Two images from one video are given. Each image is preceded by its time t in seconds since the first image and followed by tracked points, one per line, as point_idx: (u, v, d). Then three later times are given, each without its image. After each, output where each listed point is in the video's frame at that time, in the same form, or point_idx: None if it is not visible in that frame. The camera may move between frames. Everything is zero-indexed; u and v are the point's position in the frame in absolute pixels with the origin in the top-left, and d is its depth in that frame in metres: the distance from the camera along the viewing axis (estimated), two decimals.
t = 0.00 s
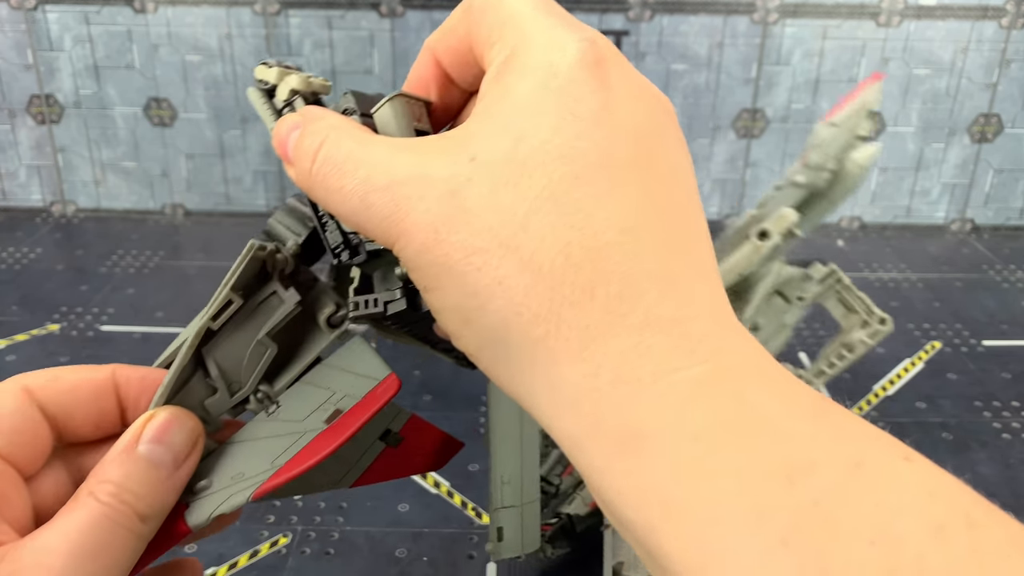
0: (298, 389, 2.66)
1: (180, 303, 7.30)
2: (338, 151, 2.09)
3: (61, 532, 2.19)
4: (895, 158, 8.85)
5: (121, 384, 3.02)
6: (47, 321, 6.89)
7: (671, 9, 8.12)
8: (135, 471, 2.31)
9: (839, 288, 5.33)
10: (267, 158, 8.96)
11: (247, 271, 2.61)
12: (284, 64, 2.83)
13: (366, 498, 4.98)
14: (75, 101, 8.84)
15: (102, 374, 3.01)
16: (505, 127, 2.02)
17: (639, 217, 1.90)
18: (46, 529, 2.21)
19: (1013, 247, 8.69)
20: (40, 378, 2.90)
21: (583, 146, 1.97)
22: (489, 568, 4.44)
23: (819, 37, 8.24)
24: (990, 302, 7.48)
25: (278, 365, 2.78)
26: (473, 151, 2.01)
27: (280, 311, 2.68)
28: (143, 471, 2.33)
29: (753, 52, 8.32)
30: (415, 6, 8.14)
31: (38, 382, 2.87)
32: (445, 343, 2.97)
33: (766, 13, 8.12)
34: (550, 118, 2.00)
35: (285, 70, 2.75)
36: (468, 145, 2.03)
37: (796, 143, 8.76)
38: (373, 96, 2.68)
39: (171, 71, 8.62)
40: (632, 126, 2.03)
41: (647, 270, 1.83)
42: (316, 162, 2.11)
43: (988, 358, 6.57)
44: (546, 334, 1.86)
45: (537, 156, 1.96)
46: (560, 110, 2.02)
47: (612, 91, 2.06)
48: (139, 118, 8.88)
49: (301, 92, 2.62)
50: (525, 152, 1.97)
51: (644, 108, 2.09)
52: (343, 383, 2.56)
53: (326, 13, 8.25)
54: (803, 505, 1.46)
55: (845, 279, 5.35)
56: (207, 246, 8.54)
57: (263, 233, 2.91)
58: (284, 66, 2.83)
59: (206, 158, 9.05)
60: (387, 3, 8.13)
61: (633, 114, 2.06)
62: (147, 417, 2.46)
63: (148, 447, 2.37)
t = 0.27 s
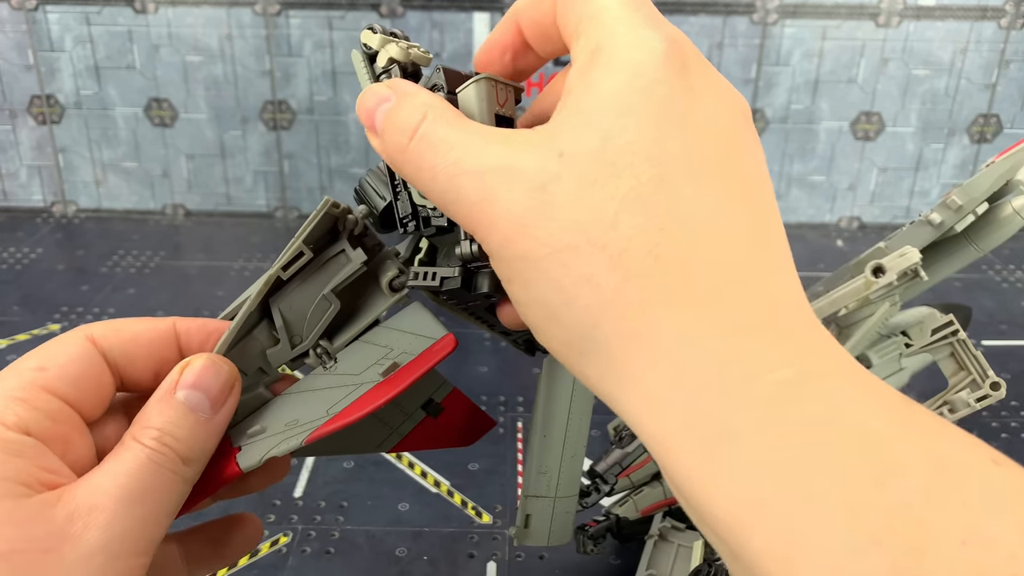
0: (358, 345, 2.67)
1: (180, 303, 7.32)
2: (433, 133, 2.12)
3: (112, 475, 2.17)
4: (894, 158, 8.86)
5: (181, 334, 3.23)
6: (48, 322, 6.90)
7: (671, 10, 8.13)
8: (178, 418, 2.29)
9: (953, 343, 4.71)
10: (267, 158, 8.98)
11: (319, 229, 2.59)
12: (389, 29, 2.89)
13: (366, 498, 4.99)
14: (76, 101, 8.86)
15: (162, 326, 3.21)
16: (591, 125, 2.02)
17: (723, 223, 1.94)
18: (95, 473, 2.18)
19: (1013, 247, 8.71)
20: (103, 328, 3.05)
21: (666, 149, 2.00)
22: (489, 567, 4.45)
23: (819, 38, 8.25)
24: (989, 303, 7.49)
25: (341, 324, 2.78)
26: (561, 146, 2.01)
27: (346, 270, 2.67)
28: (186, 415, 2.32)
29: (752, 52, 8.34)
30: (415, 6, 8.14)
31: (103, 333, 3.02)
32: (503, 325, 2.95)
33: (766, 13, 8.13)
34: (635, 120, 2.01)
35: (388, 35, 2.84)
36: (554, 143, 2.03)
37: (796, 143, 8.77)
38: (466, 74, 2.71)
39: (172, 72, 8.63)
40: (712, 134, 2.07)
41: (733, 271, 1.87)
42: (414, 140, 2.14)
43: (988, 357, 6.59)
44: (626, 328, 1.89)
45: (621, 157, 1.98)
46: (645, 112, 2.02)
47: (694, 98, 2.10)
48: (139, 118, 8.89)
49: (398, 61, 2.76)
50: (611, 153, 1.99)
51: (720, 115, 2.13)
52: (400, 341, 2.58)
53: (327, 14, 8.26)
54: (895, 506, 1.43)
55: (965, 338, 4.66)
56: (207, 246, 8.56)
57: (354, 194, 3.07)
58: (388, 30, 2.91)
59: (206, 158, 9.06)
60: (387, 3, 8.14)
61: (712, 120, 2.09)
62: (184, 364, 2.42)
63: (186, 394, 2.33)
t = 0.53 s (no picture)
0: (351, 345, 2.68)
1: (180, 303, 7.32)
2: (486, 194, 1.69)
3: (111, 477, 2.13)
4: (894, 158, 8.87)
5: (171, 325, 3.22)
6: (48, 321, 6.90)
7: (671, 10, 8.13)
8: (178, 417, 2.24)
9: (950, 340, 4.66)
10: (267, 158, 8.98)
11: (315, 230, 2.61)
12: (382, 34, 3.10)
13: (366, 498, 5.00)
14: (75, 101, 8.86)
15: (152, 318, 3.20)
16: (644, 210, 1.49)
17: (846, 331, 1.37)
18: (94, 474, 2.15)
19: (1012, 248, 8.71)
20: (93, 322, 3.01)
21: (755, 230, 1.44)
22: (489, 567, 4.45)
23: (819, 38, 8.25)
24: (989, 302, 7.49)
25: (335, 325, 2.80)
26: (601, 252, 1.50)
27: (341, 271, 2.69)
28: (186, 414, 2.27)
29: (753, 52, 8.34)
30: (415, 6, 8.14)
31: (93, 327, 2.98)
32: (500, 325, 2.93)
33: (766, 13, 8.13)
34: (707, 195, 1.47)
35: (381, 40, 3.02)
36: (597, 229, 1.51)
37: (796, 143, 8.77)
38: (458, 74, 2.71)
39: (172, 72, 8.64)
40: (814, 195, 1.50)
41: (861, 366, 1.35)
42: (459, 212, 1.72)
43: (988, 357, 6.59)
44: (716, 517, 1.30)
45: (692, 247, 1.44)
46: (716, 182, 1.48)
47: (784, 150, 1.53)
48: (139, 118, 8.90)
49: (391, 63, 2.92)
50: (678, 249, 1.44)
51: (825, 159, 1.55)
52: (393, 340, 2.57)
53: (327, 14, 8.26)
54: None
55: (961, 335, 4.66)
56: (207, 246, 8.56)
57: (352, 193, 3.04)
58: (382, 36, 3.11)
59: (206, 158, 9.06)
60: (387, 3, 8.15)
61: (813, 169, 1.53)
62: (184, 363, 2.37)
63: (186, 393, 2.28)
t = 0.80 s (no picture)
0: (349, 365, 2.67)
1: (180, 303, 7.31)
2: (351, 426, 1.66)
3: (96, 524, 1.94)
4: (895, 158, 8.86)
5: (161, 367, 2.88)
6: (48, 321, 6.90)
7: (671, 9, 8.13)
8: (173, 451, 2.07)
9: (940, 329, 4.75)
10: (267, 158, 8.98)
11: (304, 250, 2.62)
12: (360, 52, 3.62)
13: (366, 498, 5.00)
14: (75, 101, 8.86)
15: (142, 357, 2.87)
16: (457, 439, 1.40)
17: (642, 520, 1.30)
18: (79, 520, 1.96)
19: (1012, 248, 8.71)
20: (78, 359, 2.72)
21: (539, 417, 1.35)
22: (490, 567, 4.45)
23: (819, 37, 8.25)
24: (989, 302, 7.49)
25: (330, 350, 2.78)
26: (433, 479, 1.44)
27: (334, 290, 2.70)
28: (182, 446, 2.10)
29: (752, 52, 8.34)
30: (415, 6, 8.14)
31: (75, 366, 2.68)
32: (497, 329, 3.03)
33: (766, 13, 8.14)
34: (518, 401, 1.36)
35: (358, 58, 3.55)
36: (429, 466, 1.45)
37: (796, 143, 8.77)
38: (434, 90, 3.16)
39: (172, 72, 8.64)
40: (625, 354, 1.40)
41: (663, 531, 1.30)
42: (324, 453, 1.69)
43: (988, 357, 6.60)
44: None
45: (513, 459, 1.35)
46: (492, 373, 1.38)
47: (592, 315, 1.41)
48: (139, 118, 8.89)
49: (372, 80, 3.47)
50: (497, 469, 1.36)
51: (632, 312, 1.44)
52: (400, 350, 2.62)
53: (327, 13, 8.25)
54: None
55: (951, 324, 4.70)
56: (207, 246, 8.56)
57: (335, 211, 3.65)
58: (359, 53, 3.63)
59: (206, 158, 9.06)
60: (387, 3, 8.14)
61: (629, 327, 1.43)
62: (179, 393, 2.19)
63: (182, 425, 2.11)
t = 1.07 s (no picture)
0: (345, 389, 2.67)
1: (180, 303, 7.31)
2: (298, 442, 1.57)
3: None
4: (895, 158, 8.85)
5: (156, 400, 2.78)
6: (48, 321, 6.89)
7: (671, 9, 8.13)
8: (156, 505, 2.03)
9: (919, 308, 4.81)
10: (267, 158, 8.97)
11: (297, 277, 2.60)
12: (337, 76, 3.30)
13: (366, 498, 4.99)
14: (75, 101, 8.85)
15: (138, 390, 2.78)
16: (367, 448, 1.27)
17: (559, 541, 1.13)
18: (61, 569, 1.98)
19: (1012, 247, 8.71)
20: (72, 393, 2.65)
21: (444, 432, 1.20)
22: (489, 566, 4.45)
23: (819, 37, 8.25)
24: (989, 302, 7.49)
25: (326, 380, 2.76)
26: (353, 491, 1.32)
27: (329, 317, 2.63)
28: (167, 499, 2.05)
29: (752, 52, 8.33)
30: (415, 6, 8.14)
31: (67, 401, 2.61)
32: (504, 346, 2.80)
33: (766, 13, 8.14)
34: (422, 404, 1.21)
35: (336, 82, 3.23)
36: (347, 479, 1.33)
37: (796, 143, 8.77)
38: (420, 109, 2.84)
39: (172, 72, 8.63)
40: (540, 352, 1.25)
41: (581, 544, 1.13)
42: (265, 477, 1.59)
43: (988, 357, 6.59)
44: None
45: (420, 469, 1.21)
46: (393, 387, 1.24)
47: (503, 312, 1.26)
48: (139, 118, 8.89)
49: (352, 103, 3.14)
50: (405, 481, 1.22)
51: (549, 309, 1.29)
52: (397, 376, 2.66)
53: (327, 13, 8.25)
54: None
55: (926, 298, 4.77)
56: (207, 246, 8.55)
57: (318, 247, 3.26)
58: (337, 79, 3.32)
59: (206, 158, 9.05)
60: (387, 3, 8.13)
61: (546, 323, 1.28)
62: (169, 439, 2.12)
63: (169, 476, 2.05)
